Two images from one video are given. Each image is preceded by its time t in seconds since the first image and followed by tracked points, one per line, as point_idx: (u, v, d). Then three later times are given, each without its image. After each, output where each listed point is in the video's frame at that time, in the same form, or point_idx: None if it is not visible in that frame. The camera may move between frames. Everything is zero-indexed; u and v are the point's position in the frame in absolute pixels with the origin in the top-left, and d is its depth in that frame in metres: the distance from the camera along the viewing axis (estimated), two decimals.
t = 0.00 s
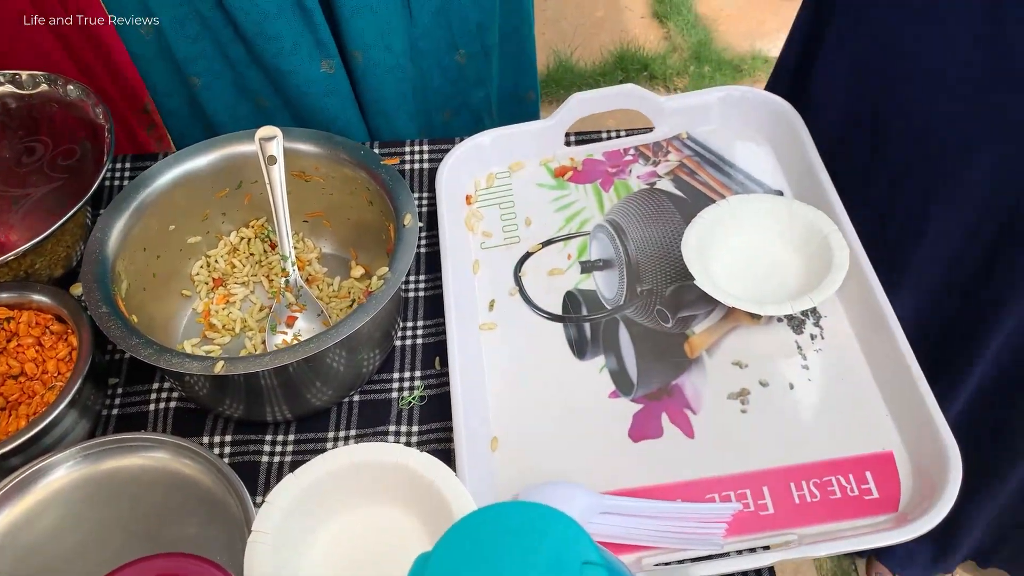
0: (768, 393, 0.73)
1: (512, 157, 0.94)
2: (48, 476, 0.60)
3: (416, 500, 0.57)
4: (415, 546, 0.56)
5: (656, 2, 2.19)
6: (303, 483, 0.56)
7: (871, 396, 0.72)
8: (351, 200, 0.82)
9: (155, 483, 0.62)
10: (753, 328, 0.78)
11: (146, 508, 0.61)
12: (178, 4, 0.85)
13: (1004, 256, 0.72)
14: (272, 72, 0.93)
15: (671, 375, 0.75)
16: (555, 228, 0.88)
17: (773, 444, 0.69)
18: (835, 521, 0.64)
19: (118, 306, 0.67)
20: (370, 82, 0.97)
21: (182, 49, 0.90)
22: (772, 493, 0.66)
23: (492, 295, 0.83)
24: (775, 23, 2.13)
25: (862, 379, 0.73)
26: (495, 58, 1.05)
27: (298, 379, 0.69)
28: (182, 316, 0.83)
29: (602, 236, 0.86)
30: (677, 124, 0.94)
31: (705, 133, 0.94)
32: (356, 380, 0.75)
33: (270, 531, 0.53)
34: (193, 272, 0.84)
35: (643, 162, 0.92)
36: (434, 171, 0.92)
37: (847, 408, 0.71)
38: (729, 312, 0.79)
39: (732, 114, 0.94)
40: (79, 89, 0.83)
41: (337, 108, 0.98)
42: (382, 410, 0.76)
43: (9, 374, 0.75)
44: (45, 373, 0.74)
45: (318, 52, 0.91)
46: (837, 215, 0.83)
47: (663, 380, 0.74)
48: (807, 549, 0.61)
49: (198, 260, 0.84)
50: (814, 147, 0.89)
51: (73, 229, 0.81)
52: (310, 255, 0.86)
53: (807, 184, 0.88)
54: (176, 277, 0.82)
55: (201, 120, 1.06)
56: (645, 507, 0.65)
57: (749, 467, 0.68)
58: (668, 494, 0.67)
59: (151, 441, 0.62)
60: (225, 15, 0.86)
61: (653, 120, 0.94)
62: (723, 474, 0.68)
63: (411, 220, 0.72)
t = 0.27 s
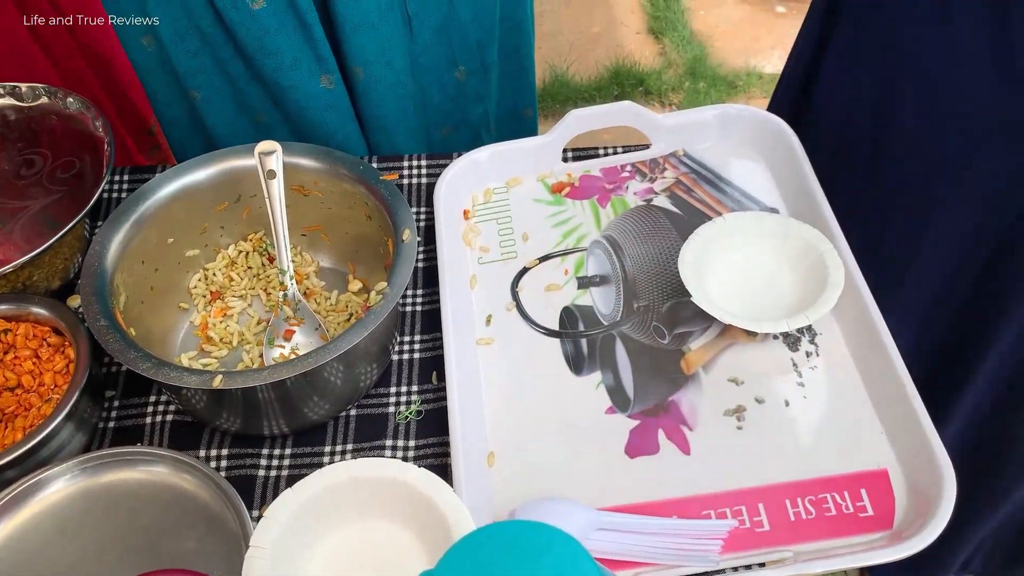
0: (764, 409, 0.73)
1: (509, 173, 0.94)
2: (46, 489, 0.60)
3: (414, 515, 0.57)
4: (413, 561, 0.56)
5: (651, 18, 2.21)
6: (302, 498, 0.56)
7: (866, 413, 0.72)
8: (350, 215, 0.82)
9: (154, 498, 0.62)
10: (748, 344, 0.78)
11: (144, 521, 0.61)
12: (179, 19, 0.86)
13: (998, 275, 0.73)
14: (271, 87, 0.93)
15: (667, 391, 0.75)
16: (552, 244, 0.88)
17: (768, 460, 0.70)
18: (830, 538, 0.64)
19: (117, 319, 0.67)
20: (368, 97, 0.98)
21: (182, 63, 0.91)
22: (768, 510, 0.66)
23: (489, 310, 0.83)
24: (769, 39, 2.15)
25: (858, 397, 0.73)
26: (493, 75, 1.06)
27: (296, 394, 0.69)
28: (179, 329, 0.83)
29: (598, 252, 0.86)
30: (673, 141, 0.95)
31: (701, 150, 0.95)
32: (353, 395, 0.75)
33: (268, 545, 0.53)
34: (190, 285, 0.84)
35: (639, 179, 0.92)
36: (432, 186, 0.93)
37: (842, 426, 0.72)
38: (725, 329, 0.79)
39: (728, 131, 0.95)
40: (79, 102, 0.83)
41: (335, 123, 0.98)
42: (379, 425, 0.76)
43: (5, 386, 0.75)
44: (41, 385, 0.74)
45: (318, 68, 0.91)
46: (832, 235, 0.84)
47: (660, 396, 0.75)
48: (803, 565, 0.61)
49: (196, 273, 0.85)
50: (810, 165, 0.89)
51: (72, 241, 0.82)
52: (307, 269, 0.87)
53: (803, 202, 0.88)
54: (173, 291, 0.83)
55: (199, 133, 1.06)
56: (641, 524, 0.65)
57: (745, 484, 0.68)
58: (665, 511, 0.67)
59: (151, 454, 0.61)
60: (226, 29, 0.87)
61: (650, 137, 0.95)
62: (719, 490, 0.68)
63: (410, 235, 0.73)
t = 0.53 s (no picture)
0: (758, 420, 0.73)
1: (507, 184, 0.95)
2: (41, 495, 0.60)
3: (409, 523, 0.57)
4: (408, 569, 0.56)
5: (649, 30, 2.22)
6: (297, 505, 0.56)
7: (859, 425, 0.73)
8: (349, 223, 0.83)
9: (151, 504, 0.62)
10: (743, 355, 0.79)
11: (140, 527, 0.61)
12: (181, 26, 0.86)
13: (990, 289, 0.73)
14: (270, 96, 0.94)
15: (662, 401, 0.75)
16: (548, 254, 0.88)
17: (761, 471, 0.70)
18: (823, 548, 0.65)
19: (115, 325, 0.67)
20: (367, 107, 0.98)
21: (182, 69, 0.91)
22: (762, 520, 0.67)
23: (485, 319, 0.84)
24: (766, 52, 2.16)
25: (851, 408, 0.74)
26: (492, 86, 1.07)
27: (293, 401, 0.69)
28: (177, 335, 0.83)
29: (595, 262, 0.87)
30: (670, 153, 0.96)
31: (698, 162, 0.96)
32: (350, 403, 0.75)
33: (263, 552, 0.54)
34: (189, 291, 0.85)
35: (636, 190, 0.93)
36: (430, 196, 0.93)
37: (836, 437, 0.72)
38: (720, 340, 0.80)
39: (724, 144, 0.96)
40: (80, 108, 0.84)
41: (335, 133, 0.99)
42: (375, 433, 0.76)
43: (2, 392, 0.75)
44: (38, 391, 0.74)
45: (317, 77, 0.92)
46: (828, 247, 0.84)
47: (654, 406, 0.75)
48: None
49: (194, 280, 0.85)
50: (805, 178, 0.90)
51: (70, 247, 0.82)
52: (305, 277, 0.87)
53: (798, 214, 0.89)
54: (172, 297, 0.83)
55: (198, 140, 1.07)
56: (635, 533, 0.65)
57: (739, 494, 0.69)
58: (659, 520, 0.67)
59: (148, 460, 0.62)
60: (227, 37, 0.88)
61: (647, 149, 0.95)
62: (713, 500, 0.68)
63: (408, 243, 0.73)
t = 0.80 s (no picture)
0: (759, 424, 0.74)
1: (511, 187, 0.95)
2: (47, 490, 0.60)
3: (411, 521, 0.58)
4: (410, 567, 0.57)
5: (654, 36, 2.23)
6: (301, 503, 0.57)
7: (860, 430, 0.73)
8: (354, 225, 0.83)
9: (156, 500, 0.62)
10: (745, 359, 0.79)
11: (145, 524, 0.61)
12: (189, 28, 0.87)
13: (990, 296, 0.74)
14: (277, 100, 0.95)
15: (664, 404, 0.76)
16: (552, 257, 0.89)
17: (762, 474, 0.70)
18: (822, 551, 0.65)
19: (122, 323, 0.68)
20: (373, 112, 0.99)
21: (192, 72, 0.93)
22: (762, 523, 0.67)
23: (489, 321, 0.84)
24: (770, 59, 2.17)
25: (852, 413, 0.74)
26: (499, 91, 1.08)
27: (298, 400, 0.70)
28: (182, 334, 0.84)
29: (598, 266, 0.87)
30: (674, 158, 0.96)
31: (701, 167, 0.96)
32: (353, 403, 0.76)
33: (267, 548, 0.54)
34: (195, 291, 0.85)
35: (639, 195, 0.94)
36: (435, 198, 0.94)
37: (836, 441, 0.72)
38: (721, 344, 0.80)
39: (727, 150, 0.96)
40: (89, 109, 0.85)
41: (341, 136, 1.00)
42: (377, 432, 0.76)
43: (9, 388, 0.75)
44: (45, 388, 0.75)
45: (322, 82, 0.92)
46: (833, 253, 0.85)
47: (656, 409, 0.75)
48: None
49: (200, 280, 0.86)
50: (808, 184, 0.91)
51: (78, 246, 0.83)
52: (310, 278, 0.88)
53: (800, 220, 0.89)
54: (177, 296, 0.84)
55: (205, 141, 1.07)
56: (635, 534, 0.66)
57: (739, 497, 0.69)
58: (659, 521, 0.68)
59: (153, 456, 0.62)
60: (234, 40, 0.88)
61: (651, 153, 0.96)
62: (713, 502, 0.69)
63: (412, 245, 0.74)
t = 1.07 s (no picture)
0: (768, 422, 0.74)
1: (521, 183, 0.96)
2: (59, 481, 0.61)
3: (420, 515, 0.58)
4: (419, 561, 0.57)
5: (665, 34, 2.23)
6: (311, 496, 0.57)
7: (869, 430, 0.73)
8: (365, 220, 0.84)
9: (167, 492, 0.63)
10: (754, 357, 0.79)
11: (156, 515, 0.62)
12: (203, 26, 0.88)
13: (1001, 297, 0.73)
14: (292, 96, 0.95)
15: (673, 401, 0.76)
16: (562, 254, 0.89)
17: (770, 472, 0.70)
18: (830, 549, 0.65)
19: (134, 316, 0.69)
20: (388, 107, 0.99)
21: (201, 67, 0.93)
22: (769, 521, 0.67)
23: (499, 317, 0.84)
24: (781, 57, 2.17)
25: (861, 412, 0.74)
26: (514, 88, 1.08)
27: (308, 394, 0.70)
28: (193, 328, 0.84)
29: (608, 263, 0.87)
30: (684, 155, 0.96)
31: (712, 165, 0.96)
32: (363, 397, 0.76)
33: (276, 541, 0.55)
34: (206, 284, 0.86)
35: (650, 192, 0.94)
36: (445, 194, 0.94)
37: (845, 440, 0.72)
38: (731, 342, 0.80)
39: (738, 147, 0.96)
40: (103, 103, 0.87)
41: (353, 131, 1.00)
42: (387, 427, 0.77)
43: (21, 379, 0.76)
44: (57, 380, 0.75)
45: (336, 80, 0.93)
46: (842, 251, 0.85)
47: (664, 406, 0.76)
48: None
49: (212, 273, 0.86)
50: (819, 183, 0.90)
51: (90, 238, 0.83)
52: (321, 273, 0.88)
53: (811, 218, 0.89)
54: (189, 290, 0.84)
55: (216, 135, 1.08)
56: (642, 531, 0.66)
57: (747, 495, 0.69)
58: (667, 518, 0.68)
59: (164, 449, 0.63)
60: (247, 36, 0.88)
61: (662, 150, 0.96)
62: (721, 500, 0.69)
63: (422, 241, 0.74)
